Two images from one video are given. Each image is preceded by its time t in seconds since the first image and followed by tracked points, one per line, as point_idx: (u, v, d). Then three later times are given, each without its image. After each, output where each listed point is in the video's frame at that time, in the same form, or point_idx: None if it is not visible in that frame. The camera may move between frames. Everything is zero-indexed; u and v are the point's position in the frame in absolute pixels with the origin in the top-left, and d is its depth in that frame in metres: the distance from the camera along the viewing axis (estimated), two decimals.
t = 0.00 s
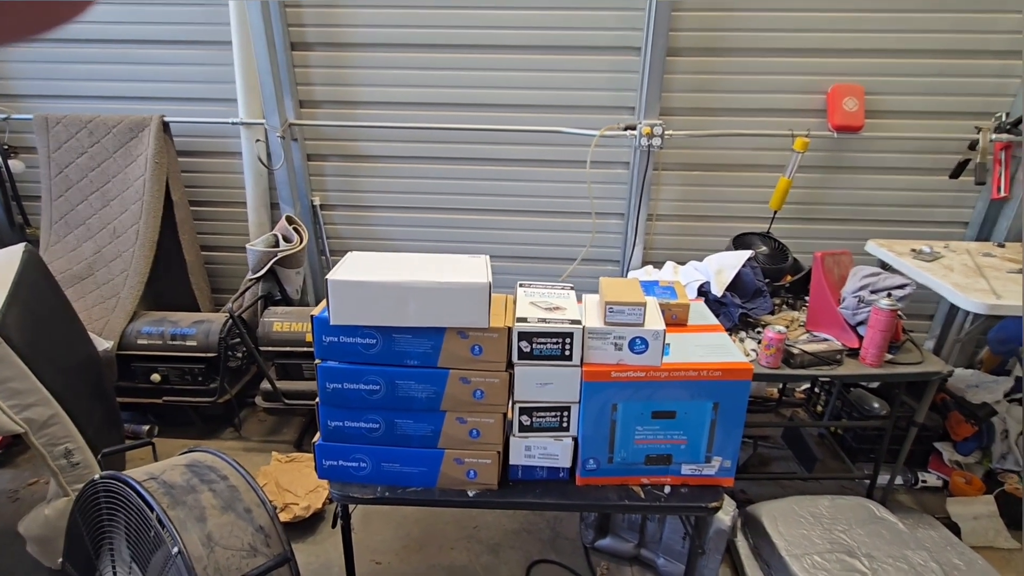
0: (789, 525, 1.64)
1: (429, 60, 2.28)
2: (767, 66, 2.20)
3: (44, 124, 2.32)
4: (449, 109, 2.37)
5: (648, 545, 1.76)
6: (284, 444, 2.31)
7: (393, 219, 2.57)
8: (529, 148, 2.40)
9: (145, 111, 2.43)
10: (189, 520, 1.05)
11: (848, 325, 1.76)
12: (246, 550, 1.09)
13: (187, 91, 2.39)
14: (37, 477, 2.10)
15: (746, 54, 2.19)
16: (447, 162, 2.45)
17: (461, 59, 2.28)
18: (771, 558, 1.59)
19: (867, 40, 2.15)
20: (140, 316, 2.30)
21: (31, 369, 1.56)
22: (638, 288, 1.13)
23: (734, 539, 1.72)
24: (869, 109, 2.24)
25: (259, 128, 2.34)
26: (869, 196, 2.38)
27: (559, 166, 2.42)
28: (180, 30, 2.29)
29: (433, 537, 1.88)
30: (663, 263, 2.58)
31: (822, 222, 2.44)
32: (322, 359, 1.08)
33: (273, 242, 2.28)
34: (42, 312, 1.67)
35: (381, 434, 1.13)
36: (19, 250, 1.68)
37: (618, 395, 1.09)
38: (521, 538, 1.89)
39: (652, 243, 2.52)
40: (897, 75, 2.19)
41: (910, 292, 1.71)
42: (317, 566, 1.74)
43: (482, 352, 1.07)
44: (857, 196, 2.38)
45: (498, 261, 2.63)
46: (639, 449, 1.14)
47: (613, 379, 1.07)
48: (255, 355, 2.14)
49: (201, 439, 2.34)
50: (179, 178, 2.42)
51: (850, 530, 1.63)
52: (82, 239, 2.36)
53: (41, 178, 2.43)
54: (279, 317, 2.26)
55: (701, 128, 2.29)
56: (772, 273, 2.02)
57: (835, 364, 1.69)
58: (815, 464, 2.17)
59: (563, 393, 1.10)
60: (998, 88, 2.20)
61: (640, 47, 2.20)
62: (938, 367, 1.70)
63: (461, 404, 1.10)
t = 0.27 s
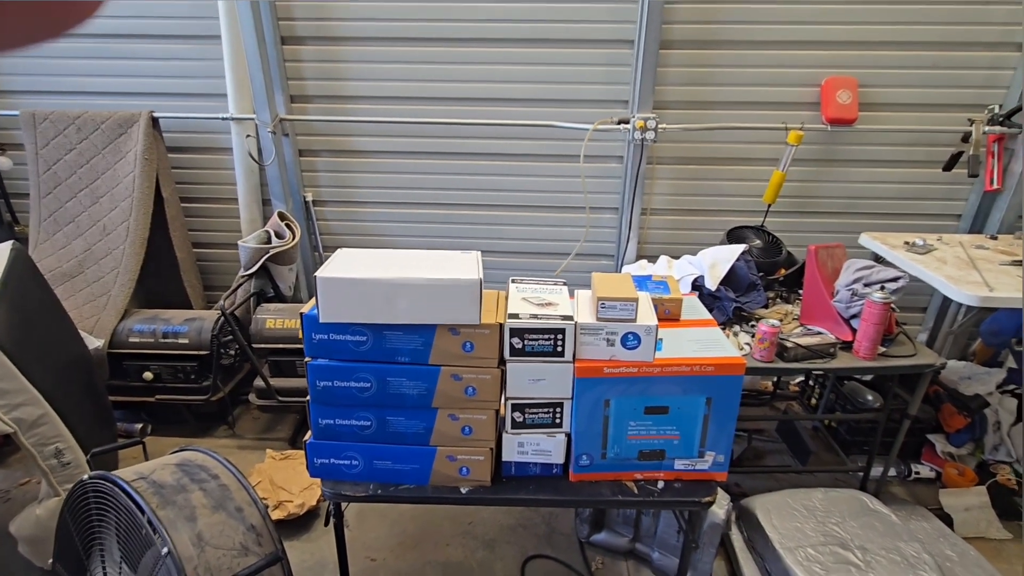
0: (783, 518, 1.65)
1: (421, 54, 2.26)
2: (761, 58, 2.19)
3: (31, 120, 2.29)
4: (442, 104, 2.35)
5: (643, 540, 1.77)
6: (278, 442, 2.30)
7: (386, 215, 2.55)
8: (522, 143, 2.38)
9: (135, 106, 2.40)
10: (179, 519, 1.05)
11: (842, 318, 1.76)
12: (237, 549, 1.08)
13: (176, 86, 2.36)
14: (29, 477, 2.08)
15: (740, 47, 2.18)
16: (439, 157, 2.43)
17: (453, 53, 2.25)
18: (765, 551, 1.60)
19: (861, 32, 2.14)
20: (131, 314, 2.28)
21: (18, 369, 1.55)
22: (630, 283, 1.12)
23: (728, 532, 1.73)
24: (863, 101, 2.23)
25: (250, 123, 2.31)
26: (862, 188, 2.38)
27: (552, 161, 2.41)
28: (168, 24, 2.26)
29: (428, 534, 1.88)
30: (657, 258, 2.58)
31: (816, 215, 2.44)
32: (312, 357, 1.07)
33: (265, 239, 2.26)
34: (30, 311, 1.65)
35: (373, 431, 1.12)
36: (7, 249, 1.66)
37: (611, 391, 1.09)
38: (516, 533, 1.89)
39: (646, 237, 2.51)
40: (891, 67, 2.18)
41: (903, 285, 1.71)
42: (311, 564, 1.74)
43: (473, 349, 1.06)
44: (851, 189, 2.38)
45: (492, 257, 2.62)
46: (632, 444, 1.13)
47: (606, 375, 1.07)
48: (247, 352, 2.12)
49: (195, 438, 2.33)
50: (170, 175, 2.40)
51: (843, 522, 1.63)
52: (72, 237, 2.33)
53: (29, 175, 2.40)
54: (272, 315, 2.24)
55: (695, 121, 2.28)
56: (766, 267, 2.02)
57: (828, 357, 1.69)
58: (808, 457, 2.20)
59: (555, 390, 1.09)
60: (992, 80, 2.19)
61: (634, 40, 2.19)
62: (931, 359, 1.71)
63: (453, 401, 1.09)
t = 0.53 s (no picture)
0: (769, 506, 1.66)
1: (410, 41, 2.23)
2: (754, 45, 2.16)
3: (14, 108, 2.25)
4: (431, 91, 2.32)
5: (630, 528, 1.79)
6: (268, 432, 2.30)
7: (376, 204, 2.53)
8: (512, 131, 2.36)
9: (119, 94, 2.36)
10: (162, 511, 1.04)
11: (831, 307, 1.76)
12: (221, 539, 1.08)
13: (162, 73, 2.32)
14: (18, 468, 2.07)
15: (733, 33, 2.16)
16: (429, 145, 2.41)
17: (442, 40, 2.22)
18: (752, 539, 1.61)
19: (855, 19, 2.11)
20: (119, 304, 2.27)
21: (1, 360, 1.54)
22: (615, 273, 1.11)
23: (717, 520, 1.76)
24: (856, 89, 2.22)
25: (237, 111, 2.27)
26: (854, 177, 2.37)
27: (543, 149, 2.39)
28: (152, 9, 2.22)
29: (417, 523, 1.90)
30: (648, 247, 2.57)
31: (807, 204, 2.43)
32: (294, 348, 1.06)
33: (253, 229, 2.25)
34: (14, 303, 1.64)
35: (357, 422, 1.11)
36: None
37: (596, 381, 1.08)
38: (505, 523, 1.91)
39: (637, 226, 2.50)
40: (884, 54, 2.16)
41: (892, 274, 1.72)
42: (301, 553, 1.75)
43: (457, 339, 1.05)
44: (842, 178, 2.37)
45: (482, 246, 2.61)
46: (617, 434, 1.13)
47: (590, 365, 1.06)
48: (236, 343, 2.11)
49: (185, 428, 2.32)
50: (156, 164, 2.37)
51: (829, 510, 1.65)
52: (58, 227, 2.30)
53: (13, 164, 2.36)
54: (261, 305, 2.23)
55: (687, 109, 2.26)
56: (756, 257, 2.02)
57: (817, 346, 1.69)
58: (796, 445, 2.22)
59: (540, 380, 1.09)
60: (986, 67, 2.18)
61: (625, 26, 2.16)
62: (919, 348, 1.71)
63: (437, 391, 1.08)
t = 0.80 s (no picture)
0: (756, 495, 1.65)
1: (402, 24, 2.20)
2: (753, 28, 2.11)
3: (9, 93, 2.26)
4: (424, 76, 2.29)
5: (617, 515, 1.81)
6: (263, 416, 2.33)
7: (369, 190, 2.52)
8: (506, 116, 2.33)
9: (113, 78, 2.36)
10: (139, 492, 1.05)
11: (824, 296, 1.74)
12: (198, 521, 1.09)
13: (155, 58, 2.31)
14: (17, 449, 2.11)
15: (731, 16, 2.11)
16: (422, 130, 2.39)
17: (434, 23, 2.19)
18: (737, 528, 1.61)
19: None
20: (115, 289, 2.29)
21: None
22: (593, 259, 1.10)
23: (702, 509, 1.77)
24: (857, 73, 2.16)
25: (229, 96, 2.27)
26: (854, 163, 2.32)
27: (537, 135, 2.36)
28: None
29: (404, 508, 1.92)
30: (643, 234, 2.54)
31: (806, 191, 2.39)
32: (269, 332, 1.06)
33: (247, 214, 2.25)
34: (6, 287, 1.66)
35: (333, 407, 1.11)
36: None
37: (571, 367, 1.07)
38: (493, 509, 1.93)
39: (632, 213, 2.48)
40: (887, 37, 2.11)
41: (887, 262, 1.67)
42: (289, 535, 1.79)
43: (431, 324, 1.04)
44: (842, 164, 2.32)
45: (475, 233, 2.60)
46: (594, 421, 1.12)
47: (566, 352, 1.05)
48: (229, 328, 2.12)
49: (181, 412, 2.35)
50: (151, 149, 2.37)
51: (816, 500, 1.63)
52: (54, 212, 2.31)
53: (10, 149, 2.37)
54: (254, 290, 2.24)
55: (683, 94, 2.22)
56: (750, 245, 1.99)
57: (807, 335, 1.67)
58: (788, 435, 2.22)
59: (515, 366, 1.08)
60: (994, 50, 2.12)
61: (621, 9, 2.12)
62: (913, 338, 1.68)
63: (412, 376, 1.08)
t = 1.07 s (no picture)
0: (763, 494, 1.61)
1: (418, 16, 2.22)
2: (776, 11, 2.03)
3: (55, 90, 2.40)
4: (440, 67, 2.31)
5: (622, 508, 1.79)
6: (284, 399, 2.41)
7: (388, 181, 2.56)
8: (522, 106, 2.32)
9: (148, 74, 2.47)
10: (141, 464, 1.12)
11: (841, 290, 1.67)
12: (195, 494, 1.14)
13: (185, 54, 2.41)
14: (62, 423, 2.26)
15: None
16: (439, 121, 2.41)
17: (449, 14, 2.20)
18: (742, 526, 1.57)
19: None
20: (149, 275, 2.41)
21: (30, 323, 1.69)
22: (578, 247, 1.09)
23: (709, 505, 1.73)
24: (890, 56, 2.05)
25: (254, 89, 2.34)
26: (887, 152, 2.20)
27: (553, 125, 2.35)
28: None
29: (415, 493, 1.95)
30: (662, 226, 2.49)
31: (834, 182, 2.29)
32: (261, 315, 1.10)
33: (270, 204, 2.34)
34: (47, 271, 1.76)
35: (323, 389, 1.15)
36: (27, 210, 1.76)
37: (554, 356, 1.07)
38: (500, 496, 1.94)
39: (650, 204, 2.43)
40: (924, 17, 1.98)
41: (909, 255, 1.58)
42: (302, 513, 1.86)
43: (414, 310, 1.06)
44: (874, 153, 2.21)
45: (492, 224, 2.60)
46: (579, 411, 1.12)
47: (547, 340, 1.05)
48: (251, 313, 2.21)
49: (209, 393, 2.47)
50: (182, 142, 2.48)
51: (826, 501, 1.58)
52: (95, 202, 2.46)
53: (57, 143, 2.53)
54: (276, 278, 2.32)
55: (702, 81, 2.16)
56: (768, 237, 1.92)
57: (821, 331, 1.60)
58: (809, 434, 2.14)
59: (498, 353, 1.08)
60: None
61: None
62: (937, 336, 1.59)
63: (397, 361, 1.10)
